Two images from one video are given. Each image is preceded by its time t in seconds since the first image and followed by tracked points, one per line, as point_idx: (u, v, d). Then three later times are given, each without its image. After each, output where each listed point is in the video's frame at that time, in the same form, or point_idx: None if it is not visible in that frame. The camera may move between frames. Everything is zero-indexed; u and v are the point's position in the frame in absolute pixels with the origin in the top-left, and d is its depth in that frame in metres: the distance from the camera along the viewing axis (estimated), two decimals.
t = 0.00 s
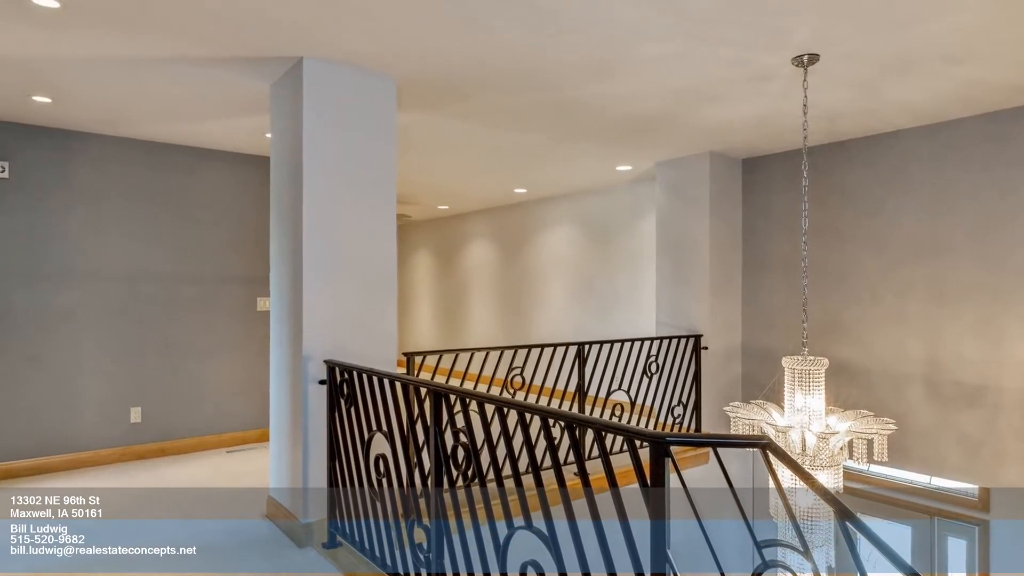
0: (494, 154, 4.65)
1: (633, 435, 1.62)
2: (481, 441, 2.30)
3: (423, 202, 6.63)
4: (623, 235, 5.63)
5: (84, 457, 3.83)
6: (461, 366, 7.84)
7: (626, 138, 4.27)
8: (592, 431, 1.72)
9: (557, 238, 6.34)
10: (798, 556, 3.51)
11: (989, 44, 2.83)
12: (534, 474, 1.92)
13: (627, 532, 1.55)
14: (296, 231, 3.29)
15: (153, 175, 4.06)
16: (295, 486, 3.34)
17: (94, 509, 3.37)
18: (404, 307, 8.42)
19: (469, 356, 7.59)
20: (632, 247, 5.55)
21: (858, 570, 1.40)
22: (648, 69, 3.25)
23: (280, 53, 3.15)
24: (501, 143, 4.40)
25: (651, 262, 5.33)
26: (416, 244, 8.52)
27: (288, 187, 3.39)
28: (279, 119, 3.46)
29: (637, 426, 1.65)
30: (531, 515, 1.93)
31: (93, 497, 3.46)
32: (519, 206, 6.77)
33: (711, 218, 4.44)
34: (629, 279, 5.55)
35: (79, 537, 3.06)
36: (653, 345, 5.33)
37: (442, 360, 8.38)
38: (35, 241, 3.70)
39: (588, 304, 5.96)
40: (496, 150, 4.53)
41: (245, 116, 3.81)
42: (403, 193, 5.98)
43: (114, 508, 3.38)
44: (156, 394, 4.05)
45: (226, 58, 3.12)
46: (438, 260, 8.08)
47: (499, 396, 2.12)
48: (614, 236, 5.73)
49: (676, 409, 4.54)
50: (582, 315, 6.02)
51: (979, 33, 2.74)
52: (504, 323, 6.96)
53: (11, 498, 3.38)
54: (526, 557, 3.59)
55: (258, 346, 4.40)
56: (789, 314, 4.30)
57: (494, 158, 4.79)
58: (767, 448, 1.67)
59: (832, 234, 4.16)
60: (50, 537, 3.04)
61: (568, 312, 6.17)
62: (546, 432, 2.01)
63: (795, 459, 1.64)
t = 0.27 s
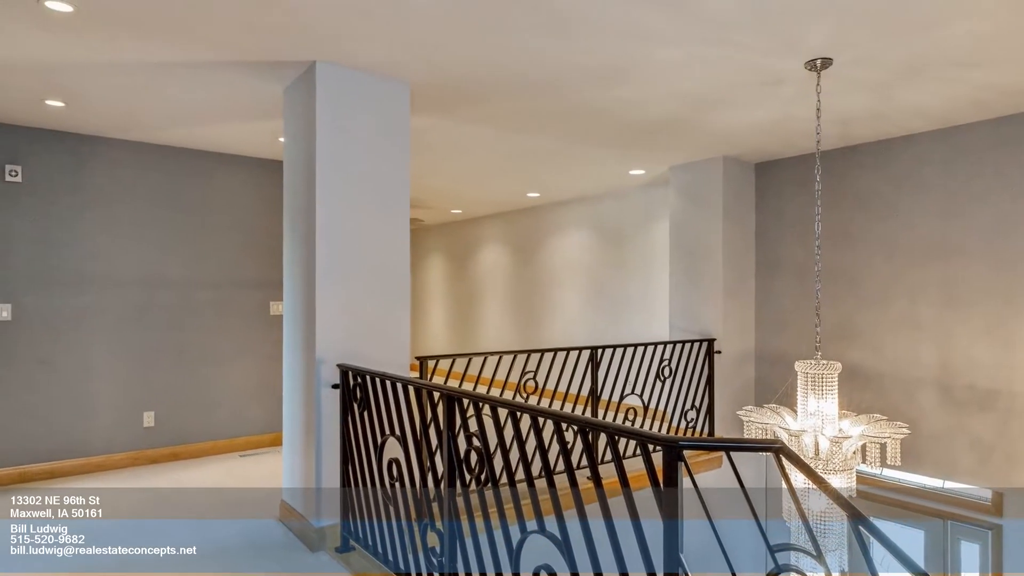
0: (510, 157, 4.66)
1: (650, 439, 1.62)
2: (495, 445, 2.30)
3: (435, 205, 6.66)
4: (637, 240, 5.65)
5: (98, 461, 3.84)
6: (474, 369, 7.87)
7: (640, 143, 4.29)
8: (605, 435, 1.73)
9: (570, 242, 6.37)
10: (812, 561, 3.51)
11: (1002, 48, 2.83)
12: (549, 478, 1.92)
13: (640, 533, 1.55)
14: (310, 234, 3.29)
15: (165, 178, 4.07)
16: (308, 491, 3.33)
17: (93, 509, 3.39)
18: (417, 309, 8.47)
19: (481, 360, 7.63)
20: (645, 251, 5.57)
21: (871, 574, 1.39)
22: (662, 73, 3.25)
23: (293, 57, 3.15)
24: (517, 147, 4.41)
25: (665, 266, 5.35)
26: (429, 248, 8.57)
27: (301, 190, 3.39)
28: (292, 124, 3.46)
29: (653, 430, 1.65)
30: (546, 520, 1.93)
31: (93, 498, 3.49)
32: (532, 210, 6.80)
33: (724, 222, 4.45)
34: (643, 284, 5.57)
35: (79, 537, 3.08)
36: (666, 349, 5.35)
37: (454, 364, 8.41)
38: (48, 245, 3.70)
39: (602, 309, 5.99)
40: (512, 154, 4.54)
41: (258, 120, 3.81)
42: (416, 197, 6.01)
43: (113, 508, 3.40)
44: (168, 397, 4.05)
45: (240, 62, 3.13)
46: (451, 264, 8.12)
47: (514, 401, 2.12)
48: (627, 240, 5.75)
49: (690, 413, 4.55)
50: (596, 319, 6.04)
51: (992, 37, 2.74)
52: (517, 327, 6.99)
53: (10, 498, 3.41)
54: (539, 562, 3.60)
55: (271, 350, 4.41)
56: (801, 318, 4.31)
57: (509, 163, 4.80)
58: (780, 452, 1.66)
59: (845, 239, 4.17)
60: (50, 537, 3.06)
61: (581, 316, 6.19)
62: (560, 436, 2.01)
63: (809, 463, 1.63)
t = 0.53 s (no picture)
0: (525, 161, 4.67)
1: (661, 444, 1.62)
2: (508, 449, 2.29)
3: (448, 210, 6.68)
4: (649, 244, 5.66)
5: (111, 465, 3.85)
6: (485, 373, 7.90)
7: (654, 147, 4.30)
8: (618, 440, 1.72)
9: (583, 247, 6.39)
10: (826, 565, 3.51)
11: (1015, 53, 2.83)
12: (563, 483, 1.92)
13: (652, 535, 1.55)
14: (324, 238, 3.29)
15: (178, 182, 4.08)
16: (321, 496, 3.32)
17: (94, 509, 3.42)
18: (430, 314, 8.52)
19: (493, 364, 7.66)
20: (658, 256, 5.59)
21: None
22: (674, 78, 3.26)
23: (308, 62, 3.16)
24: (533, 151, 4.43)
25: (678, 271, 5.36)
26: (442, 252, 8.61)
27: (314, 194, 3.39)
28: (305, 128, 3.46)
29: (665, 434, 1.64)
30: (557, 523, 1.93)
31: (93, 498, 3.52)
32: (545, 214, 6.83)
33: (737, 227, 4.47)
34: (656, 288, 5.58)
35: (79, 537, 3.10)
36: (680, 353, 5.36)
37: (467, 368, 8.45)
38: (61, 250, 3.71)
39: (615, 313, 6.00)
40: (527, 158, 4.56)
41: (271, 124, 3.81)
42: (431, 201, 6.02)
43: (113, 509, 3.42)
44: (180, 401, 4.06)
45: (255, 67, 3.13)
46: (464, 268, 8.15)
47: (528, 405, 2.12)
48: (639, 244, 5.77)
49: (702, 417, 4.56)
50: (608, 323, 6.06)
51: (1005, 41, 2.74)
52: (529, 331, 7.00)
53: (11, 498, 3.43)
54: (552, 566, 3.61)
55: (283, 354, 4.41)
56: (814, 322, 4.32)
57: (524, 167, 4.82)
58: (794, 456, 1.65)
59: (858, 243, 4.17)
60: (50, 537, 3.08)
61: (594, 320, 6.20)
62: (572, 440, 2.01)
63: (822, 467, 1.63)
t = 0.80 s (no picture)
0: (539, 165, 4.68)
1: (674, 448, 1.62)
2: (521, 454, 2.28)
3: (460, 213, 6.69)
4: (662, 249, 5.67)
5: (123, 469, 3.85)
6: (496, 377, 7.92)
7: (667, 151, 4.31)
8: (631, 444, 1.71)
9: (595, 250, 6.40)
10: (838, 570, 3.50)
11: None
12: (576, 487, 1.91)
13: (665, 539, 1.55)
14: (336, 241, 3.29)
15: (191, 186, 4.08)
16: (334, 501, 3.31)
17: (93, 509, 3.44)
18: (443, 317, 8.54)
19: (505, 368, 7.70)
20: (671, 260, 5.59)
21: None
22: (688, 82, 3.26)
23: (324, 66, 3.16)
24: (547, 155, 4.43)
25: (691, 276, 5.37)
26: (455, 256, 8.64)
27: (327, 198, 3.40)
28: (318, 132, 3.46)
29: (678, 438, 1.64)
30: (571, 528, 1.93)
31: (93, 497, 3.57)
32: (558, 218, 6.84)
33: (750, 231, 4.48)
34: (669, 293, 5.58)
35: (79, 537, 3.13)
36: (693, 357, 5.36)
37: (479, 372, 8.48)
38: (73, 253, 3.71)
39: (628, 318, 6.00)
40: (542, 162, 4.56)
41: (286, 128, 3.82)
42: (444, 205, 6.03)
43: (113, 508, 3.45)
44: (193, 405, 4.06)
45: (271, 71, 3.14)
46: (477, 272, 8.16)
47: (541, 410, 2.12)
48: (652, 248, 5.78)
49: (715, 421, 4.57)
50: (621, 327, 6.06)
51: (1018, 45, 2.73)
52: (543, 334, 7.01)
53: (13, 498, 3.46)
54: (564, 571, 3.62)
55: (296, 358, 4.41)
56: (827, 325, 4.32)
57: (537, 171, 4.83)
58: (807, 460, 1.66)
59: (872, 247, 4.18)
60: (50, 537, 3.10)
61: (607, 324, 6.21)
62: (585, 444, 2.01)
63: (835, 471, 1.63)
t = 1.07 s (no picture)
0: (552, 170, 4.68)
1: (687, 452, 1.61)
2: (534, 457, 2.27)
3: (471, 218, 6.71)
4: (675, 253, 5.68)
5: (136, 473, 3.85)
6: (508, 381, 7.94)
7: (681, 156, 4.32)
8: (644, 447, 1.70)
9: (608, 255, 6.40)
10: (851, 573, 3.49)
11: None
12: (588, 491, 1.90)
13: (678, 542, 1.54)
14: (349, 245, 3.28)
15: (204, 190, 4.09)
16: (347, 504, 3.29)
17: (93, 509, 3.46)
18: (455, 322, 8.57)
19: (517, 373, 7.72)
20: (684, 265, 5.59)
21: None
22: (703, 87, 3.26)
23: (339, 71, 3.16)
24: (562, 160, 4.44)
25: (704, 280, 5.38)
26: (466, 261, 8.66)
27: (340, 202, 3.39)
28: (331, 136, 3.46)
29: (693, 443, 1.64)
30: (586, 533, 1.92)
31: (92, 497, 3.58)
32: (571, 223, 6.85)
33: (763, 235, 4.49)
34: (682, 297, 5.59)
35: (79, 536, 3.14)
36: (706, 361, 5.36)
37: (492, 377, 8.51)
38: (86, 257, 3.71)
39: (642, 322, 6.00)
40: (555, 166, 4.56)
41: (300, 133, 3.82)
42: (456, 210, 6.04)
43: (113, 509, 3.47)
44: (205, 408, 4.06)
45: (286, 76, 3.14)
46: (489, 276, 8.18)
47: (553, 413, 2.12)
48: (665, 253, 5.78)
49: (728, 425, 4.58)
50: (634, 331, 6.07)
51: None
52: (555, 339, 7.02)
53: (11, 497, 3.45)
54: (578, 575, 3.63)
55: (309, 362, 4.42)
56: (839, 330, 4.33)
57: (550, 175, 4.83)
58: (820, 464, 1.63)
59: (884, 251, 4.18)
60: (50, 537, 3.11)
61: (620, 328, 6.22)
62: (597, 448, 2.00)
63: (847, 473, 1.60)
